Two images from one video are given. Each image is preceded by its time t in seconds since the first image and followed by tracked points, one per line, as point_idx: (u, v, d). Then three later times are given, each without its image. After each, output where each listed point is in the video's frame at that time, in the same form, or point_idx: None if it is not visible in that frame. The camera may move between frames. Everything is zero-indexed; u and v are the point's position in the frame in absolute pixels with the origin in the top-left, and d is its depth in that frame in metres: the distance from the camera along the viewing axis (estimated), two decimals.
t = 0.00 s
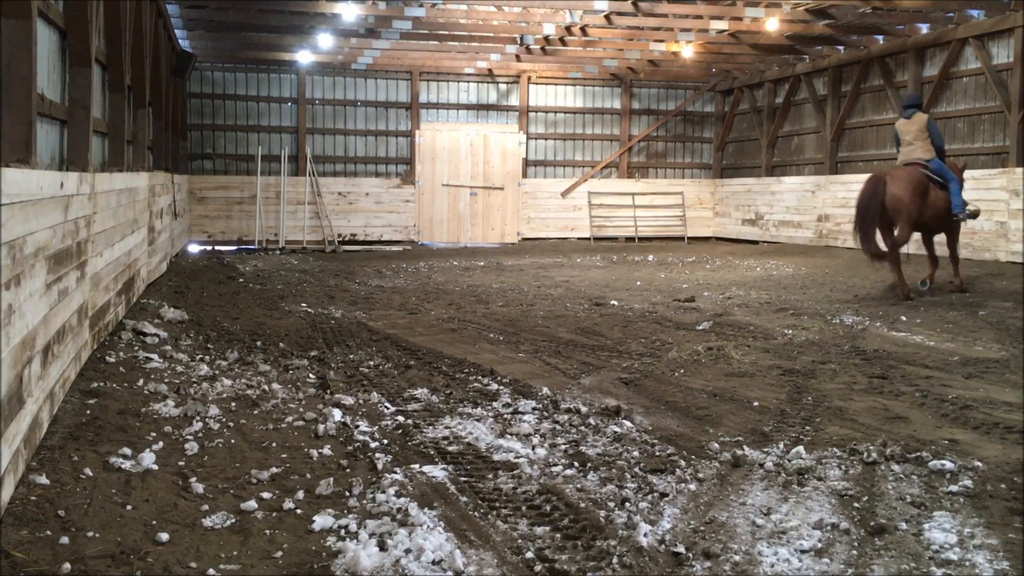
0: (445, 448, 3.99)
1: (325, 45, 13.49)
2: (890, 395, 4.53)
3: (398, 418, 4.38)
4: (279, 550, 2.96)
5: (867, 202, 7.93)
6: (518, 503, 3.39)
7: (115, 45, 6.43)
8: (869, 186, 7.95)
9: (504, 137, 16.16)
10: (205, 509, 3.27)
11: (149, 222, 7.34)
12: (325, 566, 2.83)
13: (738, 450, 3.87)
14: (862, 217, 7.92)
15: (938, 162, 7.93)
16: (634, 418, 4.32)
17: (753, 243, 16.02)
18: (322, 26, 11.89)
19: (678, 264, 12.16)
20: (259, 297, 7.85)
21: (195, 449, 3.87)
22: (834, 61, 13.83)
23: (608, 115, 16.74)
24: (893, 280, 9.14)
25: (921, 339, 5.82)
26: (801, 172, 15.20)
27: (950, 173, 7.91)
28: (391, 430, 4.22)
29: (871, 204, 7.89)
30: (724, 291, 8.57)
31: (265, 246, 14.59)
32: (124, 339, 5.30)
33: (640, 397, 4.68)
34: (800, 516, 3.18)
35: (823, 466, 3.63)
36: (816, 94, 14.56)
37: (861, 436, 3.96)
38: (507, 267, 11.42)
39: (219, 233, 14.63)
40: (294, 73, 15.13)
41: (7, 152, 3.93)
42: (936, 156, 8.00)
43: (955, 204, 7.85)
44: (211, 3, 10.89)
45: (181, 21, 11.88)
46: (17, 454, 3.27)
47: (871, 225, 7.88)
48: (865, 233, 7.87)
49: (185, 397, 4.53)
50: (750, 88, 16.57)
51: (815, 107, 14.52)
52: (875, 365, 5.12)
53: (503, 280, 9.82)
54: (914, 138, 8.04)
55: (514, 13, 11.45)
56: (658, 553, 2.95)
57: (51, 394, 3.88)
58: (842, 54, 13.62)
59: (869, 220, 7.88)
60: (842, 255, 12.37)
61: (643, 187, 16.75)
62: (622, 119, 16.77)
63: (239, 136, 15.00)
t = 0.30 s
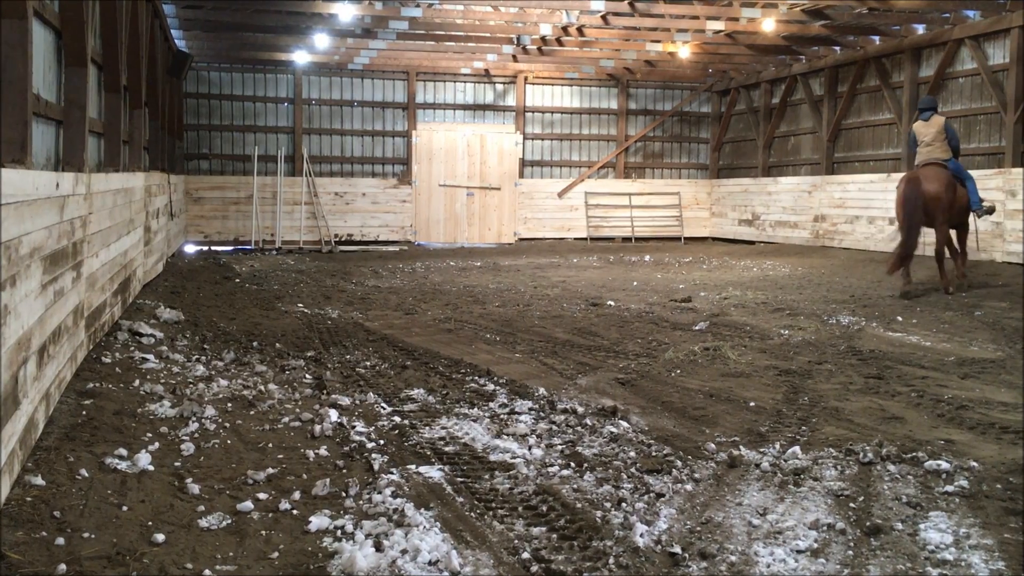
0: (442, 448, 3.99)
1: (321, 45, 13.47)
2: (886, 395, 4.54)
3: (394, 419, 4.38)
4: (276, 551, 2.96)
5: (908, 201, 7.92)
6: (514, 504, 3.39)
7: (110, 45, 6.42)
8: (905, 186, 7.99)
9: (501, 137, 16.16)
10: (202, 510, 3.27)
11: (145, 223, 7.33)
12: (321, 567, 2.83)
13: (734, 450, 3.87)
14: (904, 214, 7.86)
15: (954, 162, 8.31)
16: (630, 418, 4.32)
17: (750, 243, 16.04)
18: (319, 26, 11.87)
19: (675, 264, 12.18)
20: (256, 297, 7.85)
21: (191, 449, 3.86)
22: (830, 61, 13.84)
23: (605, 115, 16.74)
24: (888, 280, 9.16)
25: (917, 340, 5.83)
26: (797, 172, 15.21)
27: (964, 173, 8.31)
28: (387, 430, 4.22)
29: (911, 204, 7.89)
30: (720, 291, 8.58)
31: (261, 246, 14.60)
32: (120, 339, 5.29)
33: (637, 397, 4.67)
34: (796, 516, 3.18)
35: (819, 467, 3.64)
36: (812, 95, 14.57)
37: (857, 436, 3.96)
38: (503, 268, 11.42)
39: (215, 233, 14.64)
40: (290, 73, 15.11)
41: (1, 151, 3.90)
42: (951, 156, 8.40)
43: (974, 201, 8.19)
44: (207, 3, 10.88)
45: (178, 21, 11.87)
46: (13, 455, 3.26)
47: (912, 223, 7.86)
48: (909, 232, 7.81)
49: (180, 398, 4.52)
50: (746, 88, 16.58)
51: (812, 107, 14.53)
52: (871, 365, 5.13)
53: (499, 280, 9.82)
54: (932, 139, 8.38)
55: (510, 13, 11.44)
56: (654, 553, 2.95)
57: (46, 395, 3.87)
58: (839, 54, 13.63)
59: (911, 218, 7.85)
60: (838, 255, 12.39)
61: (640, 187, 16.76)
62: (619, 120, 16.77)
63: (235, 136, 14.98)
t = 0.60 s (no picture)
0: (438, 447, 3.99)
1: (318, 44, 13.47)
2: (882, 394, 4.54)
3: (391, 418, 4.38)
4: (272, 551, 2.96)
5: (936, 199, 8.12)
6: (511, 503, 3.39)
7: (106, 45, 6.42)
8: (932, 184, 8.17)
9: (497, 136, 16.16)
10: (198, 510, 3.27)
11: (141, 223, 7.33)
12: (319, 567, 2.83)
13: (731, 449, 3.87)
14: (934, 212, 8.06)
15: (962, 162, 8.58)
16: (627, 418, 4.32)
17: (746, 242, 16.05)
18: (316, 25, 11.85)
19: (672, 263, 12.18)
20: (253, 297, 7.85)
21: (188, 449, 3.86)
22: (827, 60, 13.85)
23: (602, 114, 16.74)
24: (885, 279, 9.16)
25: (914, 339, 5.83)
26: (794, 171, 15.22)
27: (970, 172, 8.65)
28: (384, 430, 4.22)
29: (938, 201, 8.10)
30: (717, 291, 8.58)
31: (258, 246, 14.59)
32: (116, 339, 5.28)
33: (634, 397, 4.67)
34: (793, 515, 3.19)
35: (816, 465, 3.64)
36: (808, 94, 14.58)
37: (854, 435, 3.97)
38: (500, 267, 11.43)
39: (211, 233, 14.64)
40: (286, 72, 15.10)
41: None
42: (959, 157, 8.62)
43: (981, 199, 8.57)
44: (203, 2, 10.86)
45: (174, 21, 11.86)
46: (9, 456, 3.26)
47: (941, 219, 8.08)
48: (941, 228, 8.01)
49: (177, 398, 4.52)
50: (743, 87, 16.58)
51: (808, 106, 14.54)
52: (867, 364, 5.13)
53: (496, 280, 9.83)
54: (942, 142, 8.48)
55: (507, 12, 11.43)
56: (651, 553, 2.95)
57: (43, 395, 3.87)
58: (835, 53, 13.64)
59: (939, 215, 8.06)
60: (835, 255, 12.40)
61: (636, 186, 16.78)
62: (616, 119, 16.77)
63: (231, 136, 14.96)
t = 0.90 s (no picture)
0: (435, 446, 3.99)
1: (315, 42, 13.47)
2: (879, 392, 4.54)
3: (388, 417, 4.37)
4: (269, 550, 2.95)
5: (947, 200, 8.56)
6: (508, 502, 3.39)
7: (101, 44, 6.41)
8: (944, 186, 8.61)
9: (495, 135, 16.16)
10: (195, 509, 3.26)
11: (137, 222, 7.31)
12: (316, 565, 2.83)
13: (728, 447, 3.88)
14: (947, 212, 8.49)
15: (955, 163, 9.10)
16: (624, 416, 4.32)
17: (744, 241, 16.07)
18: (313, 23, 11.84)
19: (669, 262, 12.18)
20: (250, 296, 7.84)
21: (185, 448, 3.85)
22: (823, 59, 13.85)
23: (599, 113, 16.74)
24: (882, 277, 9.18)
25: (911, 337, 5.84)
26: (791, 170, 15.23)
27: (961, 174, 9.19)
28: (381, 429, 4.22)
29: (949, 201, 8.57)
30: (714, 289, 8.58)
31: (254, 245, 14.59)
32: (113, 339, 5.27)
33: (631, 395, 4.67)
34: (790, 513, 3.19)
35: (813, 464, 3.64)
36: (805, 92, 14.59)
37: (851, 433, 3.97)
38: (498, 266, 11.42)
39: (208, 232, 14.64)
40: (283, 71, 15.08)
41: None
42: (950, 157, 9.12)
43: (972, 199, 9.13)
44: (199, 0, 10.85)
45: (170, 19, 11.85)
46: (6, 455, 3.25)
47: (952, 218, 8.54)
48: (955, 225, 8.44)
49: (174, 397, 4.51)
50: (740, 86, 16.59)
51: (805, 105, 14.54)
52: (864, 362, 5.14)
53: (493, 278, 9.83)
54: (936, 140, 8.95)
55: (504, 11, 11.41)
56: (648, 551, 2.95)
57: (39, 394, 3.86)
58: (831, 52, 13.64)
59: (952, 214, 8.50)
60: (832, 253, 12.41)
61: (634, 185, 16.78)
62: (613, 118, 16.78)
63: (229, 135, 14.94)
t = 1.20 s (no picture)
0: (433, 445, 3.98)
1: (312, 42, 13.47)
2: (876, 391, 4.55)
3: (385, 416, 4.37)
4: (267, 549, 2.95)
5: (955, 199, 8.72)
6: (506, 501, 3.39)
7: (96, 42, 6.39)
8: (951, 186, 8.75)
9: (492, 134, 16.16)
10: (192, 508, 3.26)
11: (134, 221, 7.29)
12: (313, 564, 2.83)
13: (726, 446, 3.88)
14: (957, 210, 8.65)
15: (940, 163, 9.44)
16: (621, 415, 4.32)
17: (741, 239, 16.08)
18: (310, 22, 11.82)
19: (666, 261, 12.18)
20: (248, 296, 7.83)
21: (182, 448, 3.85)
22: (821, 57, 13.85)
23: (597, 112, 16.74)
24: (878, 275, 9.19)
25: (907, 335, 5.84)
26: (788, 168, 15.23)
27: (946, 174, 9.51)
28: (378, 428, 4.21)
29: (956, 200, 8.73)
30: (711, 288, 8.58)
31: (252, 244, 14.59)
32: (110, 338, 5.27)
33: (628, 394, 4.67)
34: (787, 511, 3.19)
35: (810, 462, 3.64)
36: (803, 91, 14.59)
37: (848, 431, 3.97)
38: (495, 265, 11.41)
39: (206, 231, 14.63)
40: (279, 70, 15.05)
41: None
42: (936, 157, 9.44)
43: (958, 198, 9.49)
44: None
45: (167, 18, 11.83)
46: (2, 455, 3.25)
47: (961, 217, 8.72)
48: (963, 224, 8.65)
49: (171, 397, 4.50)
50: (737, 85, 16.58)
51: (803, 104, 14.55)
52: (862, 361, 5.13)
53: (490, 277, 9.81)
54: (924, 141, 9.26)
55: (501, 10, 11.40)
56: (646, 549, 2.96)
57: (36, 394, 3.86)
58: (829, 51, 13.64)
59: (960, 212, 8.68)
60: (829, 252, 12.42)
61: (632, 184, 16.79)
62: (610, 117, 16.77)
63: (226, 134, 14.93)
